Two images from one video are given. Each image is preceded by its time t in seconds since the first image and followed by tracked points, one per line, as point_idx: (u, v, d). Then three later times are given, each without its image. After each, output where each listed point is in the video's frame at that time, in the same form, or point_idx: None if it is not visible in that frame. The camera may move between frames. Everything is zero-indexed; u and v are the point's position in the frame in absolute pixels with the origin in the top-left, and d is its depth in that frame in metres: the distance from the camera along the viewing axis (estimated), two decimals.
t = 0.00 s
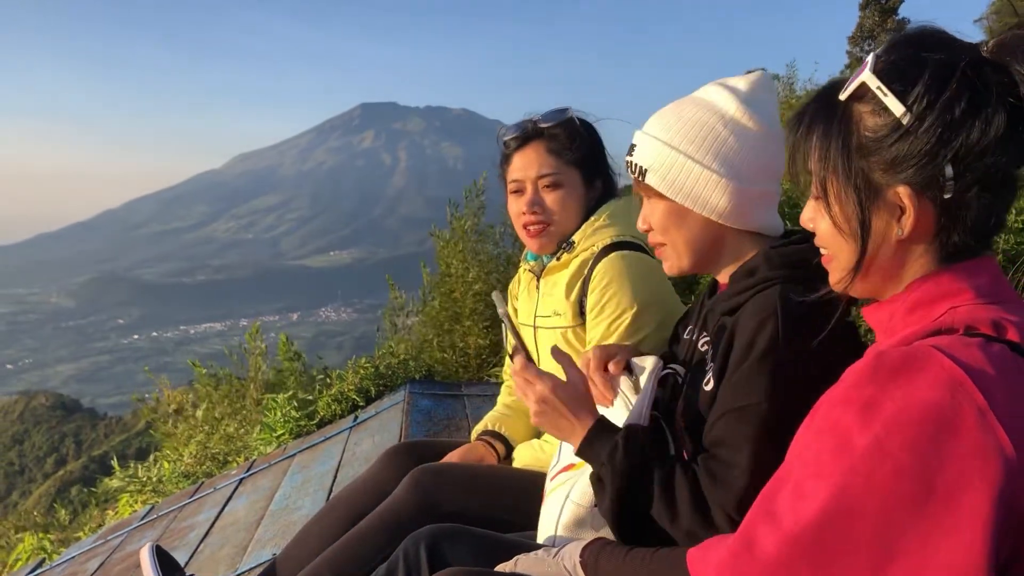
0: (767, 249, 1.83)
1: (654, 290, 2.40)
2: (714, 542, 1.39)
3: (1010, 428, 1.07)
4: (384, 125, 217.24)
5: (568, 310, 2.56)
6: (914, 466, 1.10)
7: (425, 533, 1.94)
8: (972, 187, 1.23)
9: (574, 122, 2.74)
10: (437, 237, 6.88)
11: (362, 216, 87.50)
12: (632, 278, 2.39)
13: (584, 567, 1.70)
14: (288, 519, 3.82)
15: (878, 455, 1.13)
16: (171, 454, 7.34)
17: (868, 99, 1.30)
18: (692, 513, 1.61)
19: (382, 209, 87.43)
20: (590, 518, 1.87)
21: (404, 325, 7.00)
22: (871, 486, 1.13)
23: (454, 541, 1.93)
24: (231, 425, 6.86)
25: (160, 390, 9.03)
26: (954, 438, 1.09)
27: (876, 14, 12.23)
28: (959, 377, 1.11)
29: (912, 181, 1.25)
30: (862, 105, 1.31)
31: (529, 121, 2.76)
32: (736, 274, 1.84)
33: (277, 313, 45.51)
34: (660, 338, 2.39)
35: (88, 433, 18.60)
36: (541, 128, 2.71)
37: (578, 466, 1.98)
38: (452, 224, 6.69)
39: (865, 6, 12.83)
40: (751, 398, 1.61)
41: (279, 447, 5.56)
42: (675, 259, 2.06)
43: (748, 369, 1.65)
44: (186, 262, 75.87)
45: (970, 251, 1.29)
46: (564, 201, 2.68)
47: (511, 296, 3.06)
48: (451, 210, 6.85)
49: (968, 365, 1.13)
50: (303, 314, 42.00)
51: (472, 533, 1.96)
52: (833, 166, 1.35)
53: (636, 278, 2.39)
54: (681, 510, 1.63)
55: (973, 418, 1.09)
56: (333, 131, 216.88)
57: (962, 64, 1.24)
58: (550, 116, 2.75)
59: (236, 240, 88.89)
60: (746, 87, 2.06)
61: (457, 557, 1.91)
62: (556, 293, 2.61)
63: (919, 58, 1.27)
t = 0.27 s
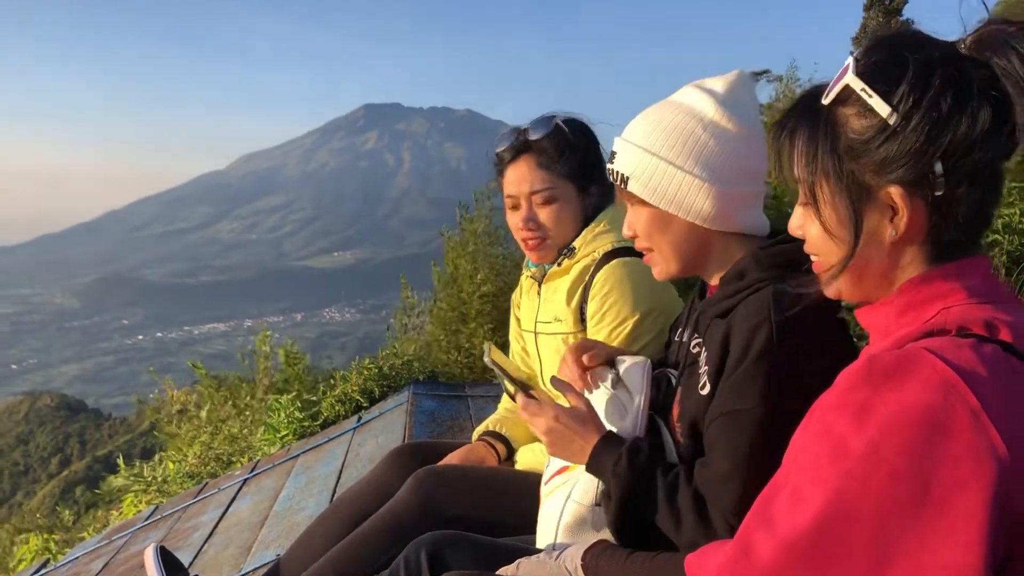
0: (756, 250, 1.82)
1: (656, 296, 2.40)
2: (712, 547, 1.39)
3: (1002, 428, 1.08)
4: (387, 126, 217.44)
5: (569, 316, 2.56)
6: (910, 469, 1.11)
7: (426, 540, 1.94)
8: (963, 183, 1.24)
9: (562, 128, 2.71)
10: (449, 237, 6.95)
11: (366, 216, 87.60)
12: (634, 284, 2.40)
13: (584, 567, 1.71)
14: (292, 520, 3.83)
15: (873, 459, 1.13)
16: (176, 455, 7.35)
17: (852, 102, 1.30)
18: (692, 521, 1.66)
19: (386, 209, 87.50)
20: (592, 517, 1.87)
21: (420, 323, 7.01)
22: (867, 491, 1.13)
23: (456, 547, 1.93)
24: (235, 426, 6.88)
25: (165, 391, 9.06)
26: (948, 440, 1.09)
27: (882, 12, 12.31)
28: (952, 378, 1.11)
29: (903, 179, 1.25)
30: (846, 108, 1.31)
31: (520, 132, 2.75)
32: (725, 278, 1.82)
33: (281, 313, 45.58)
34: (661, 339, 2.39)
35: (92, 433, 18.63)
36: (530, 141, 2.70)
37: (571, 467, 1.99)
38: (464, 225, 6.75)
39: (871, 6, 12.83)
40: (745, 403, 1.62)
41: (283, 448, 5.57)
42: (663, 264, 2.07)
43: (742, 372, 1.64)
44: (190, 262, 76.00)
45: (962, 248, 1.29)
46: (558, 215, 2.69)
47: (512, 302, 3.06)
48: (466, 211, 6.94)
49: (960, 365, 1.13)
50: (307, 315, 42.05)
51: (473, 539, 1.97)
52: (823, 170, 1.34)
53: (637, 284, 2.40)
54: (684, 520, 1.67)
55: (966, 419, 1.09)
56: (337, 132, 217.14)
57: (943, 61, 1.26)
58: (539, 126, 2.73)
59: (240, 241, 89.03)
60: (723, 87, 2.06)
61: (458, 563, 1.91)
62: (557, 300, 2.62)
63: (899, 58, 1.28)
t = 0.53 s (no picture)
0: (767, 254, 1.83)
1: (658, 297, 2.41)
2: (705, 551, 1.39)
3: (994, 432, 1.08)
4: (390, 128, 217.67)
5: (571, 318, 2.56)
6: (902, 473, 1.10)
7: (427, 543, 1.94)
8: (951, 183, 1.25)
9: (565, 130, 2.74)
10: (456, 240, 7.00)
11: (369, 218, 87.70)
12: (635, 286, 2.39)
13: (583, 568, 1.71)
14: (293, 522, 3.83)
15: (865, 464, 1.13)
16: (178, 457, 7.35)
17: (837, 108, 1.30)
18: (705, 517, 1.62)
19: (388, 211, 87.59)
20: (595, 520, 1.86)
21: (422, 326, 7.03)
22: (859, 495, 1.13)
23: (457, 550, 1.93)
24: (238, 428, 6.88)
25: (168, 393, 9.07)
26: (940, 444, 1.09)
27: (883, 15, 12.37)
28: (943, 382, 1.11)
29: (892, 183, 1.25)
30: (831, 114, 1.31)
31: (520, 135, 2.74)
32: (737, 281, 1.82)
33: (284, 315, 45.63)
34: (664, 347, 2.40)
35: (95, 435, 18.64)
36: (538, 142, 2.69)
37: (572, 468, 1.99)
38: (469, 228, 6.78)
39: (873, 9, 12.88)
40: (755, 406, 1.62)
41: (285, 450, 5.57)
42: (675, 268, 2.05)
43: (754, 374, 1.64)
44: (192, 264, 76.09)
45: (953, 249, 1.30)
46: (570, 213, 2.69)
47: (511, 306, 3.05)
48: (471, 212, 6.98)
49: (952, 369, 1.12)
50: (310, 316, 42.09)
51: (473, 541, 1.96)
52: (811, 177, 1.33)
53: (638, 285, 2.40)
54: (696, 515, 1.63)
55: (958, 424, 1.08)
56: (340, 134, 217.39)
57: (927, 62, 1.27)
58: (540, 128, 2.72)
59: (243, 243, 89.12)
60: (734, 91, 2.07)
61: (459, 566, 1.91)
62: (558, 303, 2.62)
63: (882, 61, 1.29)
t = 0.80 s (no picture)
0: (779, 255, 1.85)
1: (659, 297, 2.41)
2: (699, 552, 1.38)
3: (987, 436, 1.07)
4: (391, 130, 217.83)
5: (572, 319, 2.55)
6: (894, 476, 1.10)
7: (426, 546, 1.94)
8: (950, 186, 1.25)
9: (564, 133, 2.74)
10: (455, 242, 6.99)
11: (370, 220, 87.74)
12: (636, 286, 2.39)
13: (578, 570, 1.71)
14: (293, 525, 3.83)
15: (857, 466, 1.13)
16: (178, 460, 7.34)
17: (836, 110, 1.30)
18: (712, 512, 1.61)
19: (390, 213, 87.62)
20: (595, 523, 1.85)
21: (420, 328, 7.02)
22: (851, 498, 1.12)
23: (455, 553, 1.92)
24: (238, 431, 6.87)
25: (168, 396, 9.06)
26: (933, 448, 1.08)
27: (883, 17, 12.42)
28: (937, 386, 1.10)
29: (893, 186, 1.24)
30: (831, 116, 1.30)
31: (519, 139, 2.73)
32: (746, 284, 1.82)
33: (285, 317, 45.64)
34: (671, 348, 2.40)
35: (95, 437, 18.62)
36: (538, 144, 2.69)
37: (571, 472, 1.96)
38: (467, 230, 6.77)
39: (873, 11, 12.89)
40: (764, 409, 1.61)
41: (285, 452, 5.56)
42: (689, 273, 2.05)
43: (763, 377, 1.64)
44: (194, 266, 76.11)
45: (950, 251, 1.30)
46: (574, 213, 2.68)
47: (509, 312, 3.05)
48: (469, 214, 6.98)
49: (947, 373, 1.12)
50: (311, 319, 42.09)
51: (471, 544, 1.96)
52: (811, 179, 1.32)
53: (639, 285, 2.40)
54: (703, 509, 1.63)
55: (951, 427, 1.08)
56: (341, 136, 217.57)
57: (927, 64, 1.27)
58: (539, 131, 2.72)
59: (244, 245, 89.16)
60: (744, 95, 2.08)
61: (457, 569, 1.91)
62: (558, 305, 2.62)
63: (882, 61, 1.29)
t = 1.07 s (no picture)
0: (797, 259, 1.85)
1: (660, 297, 2.40)
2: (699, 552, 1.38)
3: (986, 437, 1.07)
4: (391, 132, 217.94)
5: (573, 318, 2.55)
6: (893, 477, 1.10)
7: (425, 548, 1.94)
8: (951, 188, 1.25)
9: (564, 136, 2.75)
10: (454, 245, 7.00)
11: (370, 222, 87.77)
12: (637, 285, 2.39)
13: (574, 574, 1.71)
14: (292, 527, 3.82)
15: (855, 467, 1.12)
16: (177, 462, 7.34)
17: (838, 112, 1.29)
18: (715, 498, 1.59)
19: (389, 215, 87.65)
20: (591, 527, 1.83)
21: (420, 330, 7.02)
22: (849, 498, 1.12)
23: (453, 555, 1.92)
24: (238, 433, 6.86)
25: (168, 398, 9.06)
26: (931, 449, 1.08)
27: (882, 19, 12.46)
28: (936, 387, 1.10)
29: (895, 188, 1.24)
30: (832, 119, 1.30)
31: (519, 142, 2.73)
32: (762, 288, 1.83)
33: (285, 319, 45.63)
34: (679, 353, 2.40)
35: (96, 440, 18.61)
36: (539, 146, 2.69)
37: (568, 474, 1.98)
38: (466, 232, 6.78)
39: (872, 13, 12.92)
40: (775, 407, 1.60)
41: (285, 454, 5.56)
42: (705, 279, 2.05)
43: (777, 375, 1.63)
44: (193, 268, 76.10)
45: (949, 253, 1.31)
46: (575, 215, 2.68)
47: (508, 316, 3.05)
48: (468, 216, 6.98)
49: (946, 374, 1.12)
50: (311, 321, 42.09)
51: (469, 546, 1.95)
52: (812, 182, 1.32)
53: (640, 284, 2.39)
54: (706, 495, 1.60)
55: (950, 429, 1.08)
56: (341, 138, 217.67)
57: (926, 66, 1.27)
58: (539, 132, 2.72)
59: (244, 247, 89.16)
60: (753, 101, 2.09)
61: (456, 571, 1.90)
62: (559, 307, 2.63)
63: (882, 64, 1.29)
